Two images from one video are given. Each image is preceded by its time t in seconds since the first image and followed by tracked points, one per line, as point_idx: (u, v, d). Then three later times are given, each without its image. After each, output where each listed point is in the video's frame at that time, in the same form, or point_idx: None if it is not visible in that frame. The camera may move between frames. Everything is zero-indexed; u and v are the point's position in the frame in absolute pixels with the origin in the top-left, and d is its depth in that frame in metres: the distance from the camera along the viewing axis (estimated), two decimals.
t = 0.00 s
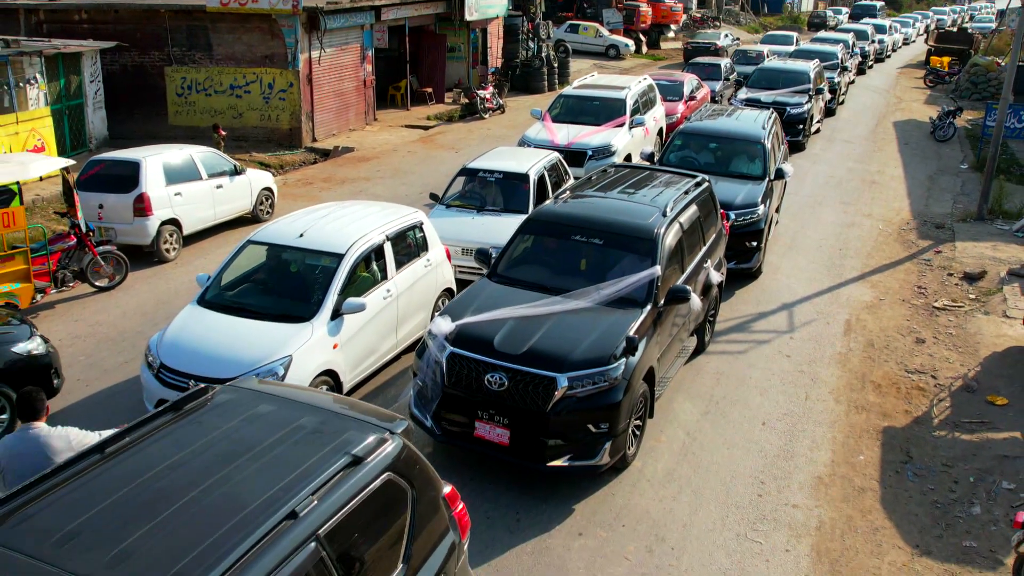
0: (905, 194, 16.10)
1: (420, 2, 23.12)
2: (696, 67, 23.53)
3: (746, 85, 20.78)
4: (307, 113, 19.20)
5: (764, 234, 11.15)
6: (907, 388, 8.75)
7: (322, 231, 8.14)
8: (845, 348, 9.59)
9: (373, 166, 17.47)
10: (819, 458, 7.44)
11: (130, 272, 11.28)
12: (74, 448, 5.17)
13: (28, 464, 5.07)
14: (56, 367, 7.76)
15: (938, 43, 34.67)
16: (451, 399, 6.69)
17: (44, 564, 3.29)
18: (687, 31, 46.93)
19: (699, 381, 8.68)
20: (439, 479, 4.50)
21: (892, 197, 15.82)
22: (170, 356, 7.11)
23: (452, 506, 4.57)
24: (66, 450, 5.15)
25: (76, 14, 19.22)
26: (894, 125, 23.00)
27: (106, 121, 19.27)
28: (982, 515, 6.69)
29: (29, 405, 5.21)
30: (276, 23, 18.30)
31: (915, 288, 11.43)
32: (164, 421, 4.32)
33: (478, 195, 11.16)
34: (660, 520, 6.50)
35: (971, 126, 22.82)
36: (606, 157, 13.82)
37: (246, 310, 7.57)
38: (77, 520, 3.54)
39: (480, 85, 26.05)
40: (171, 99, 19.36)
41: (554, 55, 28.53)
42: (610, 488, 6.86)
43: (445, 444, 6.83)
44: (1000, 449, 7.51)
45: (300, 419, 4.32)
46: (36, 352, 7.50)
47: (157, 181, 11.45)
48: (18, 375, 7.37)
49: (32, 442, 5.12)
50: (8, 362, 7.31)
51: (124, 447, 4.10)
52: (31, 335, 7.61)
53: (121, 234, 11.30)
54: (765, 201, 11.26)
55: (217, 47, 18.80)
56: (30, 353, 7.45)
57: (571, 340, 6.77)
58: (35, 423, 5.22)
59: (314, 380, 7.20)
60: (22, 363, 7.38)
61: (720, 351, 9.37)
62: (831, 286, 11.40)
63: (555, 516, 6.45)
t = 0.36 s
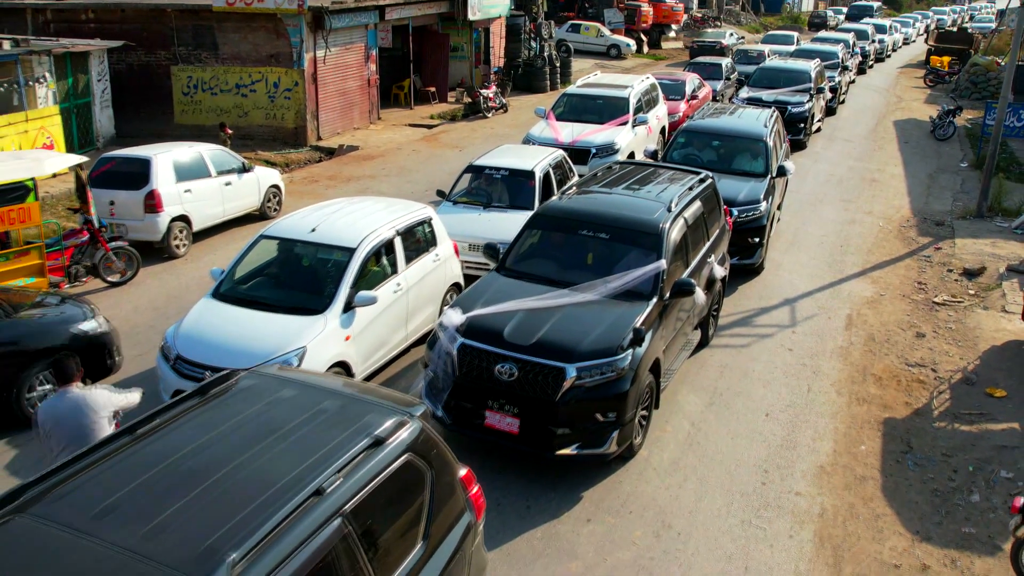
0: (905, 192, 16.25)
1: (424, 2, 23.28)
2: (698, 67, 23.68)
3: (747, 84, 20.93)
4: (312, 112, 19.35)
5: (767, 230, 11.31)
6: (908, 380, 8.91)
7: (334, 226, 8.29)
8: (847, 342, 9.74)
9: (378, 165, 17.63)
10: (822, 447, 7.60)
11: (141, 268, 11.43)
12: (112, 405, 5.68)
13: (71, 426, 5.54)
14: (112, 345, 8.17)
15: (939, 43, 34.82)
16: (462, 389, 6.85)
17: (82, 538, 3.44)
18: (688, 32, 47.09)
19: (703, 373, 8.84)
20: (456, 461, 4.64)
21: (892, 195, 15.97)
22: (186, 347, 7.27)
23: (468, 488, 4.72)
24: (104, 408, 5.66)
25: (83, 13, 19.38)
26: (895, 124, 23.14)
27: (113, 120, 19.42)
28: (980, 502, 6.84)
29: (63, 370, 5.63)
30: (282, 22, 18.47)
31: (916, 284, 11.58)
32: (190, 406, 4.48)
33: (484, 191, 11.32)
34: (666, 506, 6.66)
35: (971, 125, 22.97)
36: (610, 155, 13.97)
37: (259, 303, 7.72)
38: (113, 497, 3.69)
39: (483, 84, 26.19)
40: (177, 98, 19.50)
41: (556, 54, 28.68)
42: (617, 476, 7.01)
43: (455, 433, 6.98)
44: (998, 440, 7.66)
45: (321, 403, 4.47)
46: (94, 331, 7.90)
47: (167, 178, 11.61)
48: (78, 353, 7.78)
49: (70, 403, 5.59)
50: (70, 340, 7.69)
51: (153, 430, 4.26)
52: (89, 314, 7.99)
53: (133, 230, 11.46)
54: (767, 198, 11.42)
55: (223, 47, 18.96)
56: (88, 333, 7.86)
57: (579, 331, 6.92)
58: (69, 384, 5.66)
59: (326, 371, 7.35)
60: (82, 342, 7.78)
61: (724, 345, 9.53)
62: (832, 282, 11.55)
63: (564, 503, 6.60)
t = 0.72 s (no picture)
0: (907, 190, 16.39)
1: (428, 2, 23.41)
2: (700, 67, 23.82)
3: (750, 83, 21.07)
4: (318, 111, 19.49)
5: (771, 227, 11.46)
6: (911, 374, 9.05)
7: (347, 221, 8.44)
8: (851, 336, 9.88)
9: (384, 163, 17.77)
10: (827, 439, 7.74)
11: (153, 264, 11.57)
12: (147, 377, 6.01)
13: (115, 400, 5.82)
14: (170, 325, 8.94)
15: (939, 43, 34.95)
16: (475, 381, 6.98)
17: (123, 516, 3.58)
18: (690, 32, 47.23)
19: (710, 367, 8.98)
20: (476, 447, 4.79)
21: (894, 193, 16.10)
22: (203, 340, 7.41)
23: (487, 473, 4.86)
24: (142, 381, 5.98)
25: (91, 13, 19.53)
26: (896, 123, 23.26)
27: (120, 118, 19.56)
28: (983, 492, 6.97)
29: (101, 343, 5.85)
30: (288, 22, 18.60)
31: (918, 280, 11.72)
32: (219, 392, 4.63)
33: (492, 189, 11.47)
34: (676, 495, 6.80)
35: (972, 124, 23.10)
36: (615, 153, 14.11)
37: (274, 297, 7.87)
38: (151, 477, 3.84)
39: (486, 84, 26.34)
40: (183, 97, 19.65)
41: (559, 54, 28.82)
42: (627, 466, 7.16)
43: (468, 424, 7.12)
44: (1000, 432, 7.80)
45: (345, 389, 4.62)
46: (156, 310, 8.70)
47: (179, 176, 11.75)
48: (143, 331, 8.59)
49: (111, 379, 5.85)
50: (136, 318, 8.51)
51: (185, 415, 4.41)
52: (150, 295, 8.80)
53: (146, 227, 11.61)
54: (772, 195, 11.57)
55: (229, 46, 19.11)
56: (151, 311, 8.64)
57: (590, 324, 7.06)
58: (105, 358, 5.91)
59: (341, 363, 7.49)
60: (146, 319, 8.60)
61: (729, 339, 9.67)
62: (836, 278, 11.69)
63: (576, 492, 6.74)
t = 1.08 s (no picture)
0: (911, 188, 16.52)
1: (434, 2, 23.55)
2: (704, 67, 23.95)
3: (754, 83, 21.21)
4: (325, 110, 19.62)
5: (779, 224, 11.60)
6: (918, 368, 9.18)
7: (363, 217, 8.56)
8: (858, 332, 10.01)
9: (391, 162, 17.91)
10: (837, 431, 7.87)
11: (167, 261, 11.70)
12: (178, 352, 6.47)
13: (149, 374, 6.28)
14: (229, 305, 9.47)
15: (940, 43, 35.09)
16: (492, 374, 7.11)
17: (167, 498, 3.70)
18: (692, 32, 47.39)
19: (720, 361, 9.12)
20: (500, 435, 4.91)
21: (898, 192, 16.23)
22: (223, 334, 7.53)
23: (511, 460, 4.99)
24: (174, 356, 6.42)
25: (100, 13, 19.69)
26: (899, 123, 23.39)
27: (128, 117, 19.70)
28: (991, 483, 7.10)
29: (136, 319, 6.28)
30: (296, 21, 18.73)
31: (924, 277, 11.85)
32: (251, 380, 4.77)
33: (503, 186, 11.60)
34: (690, 486, 6.93)
35: (974, 123, 23.24)
36: (622, 151, 14.25)
37: (293, 291, 7.99)
38: (192, 459, 3.97)
39: (490, 83, 26.48)
40: (191, 96, 19.80)
41: (563, 54, 28.95)
42: (641, 457, 7.29)
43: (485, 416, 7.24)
44: (1007, 424, 7.92)
45: (374, 378, 4.75)
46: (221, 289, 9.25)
47: (192, 174, 11.88)
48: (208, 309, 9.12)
49: (147, 355, 6.27)
50: (202, 297, 9.03)
51: (220, 401, 4.54)
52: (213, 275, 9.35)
53: (160, 224, 11.73)
54: (779, 193, 11.71)
55: (237, 46, 19.25)
56: (217, 290, 9.19)
57: (605, 318, 7.19)
58: (141, 333, 6.30)
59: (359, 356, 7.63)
60: (211, 298, 9.11)
61: (738, 335, 9.80)
62: (842, 275, 11.82)
63: (592, 482, 6.87)
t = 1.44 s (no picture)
0: (915, 187, 16.63)
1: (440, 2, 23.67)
2: (708, 66, 24.06)
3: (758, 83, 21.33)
4: (332, 110, 19.74)
5: (786, 222, 11.72)
6: (926, 364, 9.30)
7: (380, 214, 8.68)
8: (866, 328, 10.13)
9: (399, 161, 18.03)
10: (847, 425, 7.99)
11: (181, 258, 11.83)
12: (194, 329, 6.72)
13: (168, 351, 6.54)
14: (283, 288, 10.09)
15: (943, 43, 35.19)
16: (509, 367, 7.22)
17: (210, 483, 3.80)
18: (694, 32, 47.54)
19: (731, 356, 9.24)
20: (525, 424, 5.03)
21: (902, 190, 16.35)
22: (244, 329, 7.64)
23: (535, 449, 5.11)
24: (191, 333, 6.68)
25: (108, 12, 19.83)
26: (902, 122, 23.50)
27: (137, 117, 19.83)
28: (1000, 475, 7.21)
29: (154, 298, 6.52)
30: (303, 21, 18.84)
31: (930, 274, 11.96)
32: (283, 370, 4.89)
33: (513, 184, 11.72)
34: (704, 477, 7.05)
35: (977, 123, 23.35)
36: (630, 150, 14.37)
37: (311, 287, 8.11)
38: (232, 446, 4.08)
39: (495, 83, 26.59)
40: (200, 95, 19.93)
41: (567, 54, 29.07)
42: (655, 449, 7.41)
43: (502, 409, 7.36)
44: (1015, 418, 8.03)
45: (403, 369, 4.87)
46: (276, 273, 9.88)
47: (205, 172, 12.00)
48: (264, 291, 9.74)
49: (165, 332, 6.52)
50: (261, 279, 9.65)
51: (254, 391, 4.66)
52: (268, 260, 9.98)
53: (174, 222, 11.87)
54: (787, 191, 11.83)
55: (245, 45, 19.38)
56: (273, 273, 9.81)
57: (620, 313, 7.30)
58: (160, 311, 6.56)
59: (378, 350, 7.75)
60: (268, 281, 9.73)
61: (748, 330, 9.93)
62: (849, 272, 11.94)
63: (609, 474, 7.00)
